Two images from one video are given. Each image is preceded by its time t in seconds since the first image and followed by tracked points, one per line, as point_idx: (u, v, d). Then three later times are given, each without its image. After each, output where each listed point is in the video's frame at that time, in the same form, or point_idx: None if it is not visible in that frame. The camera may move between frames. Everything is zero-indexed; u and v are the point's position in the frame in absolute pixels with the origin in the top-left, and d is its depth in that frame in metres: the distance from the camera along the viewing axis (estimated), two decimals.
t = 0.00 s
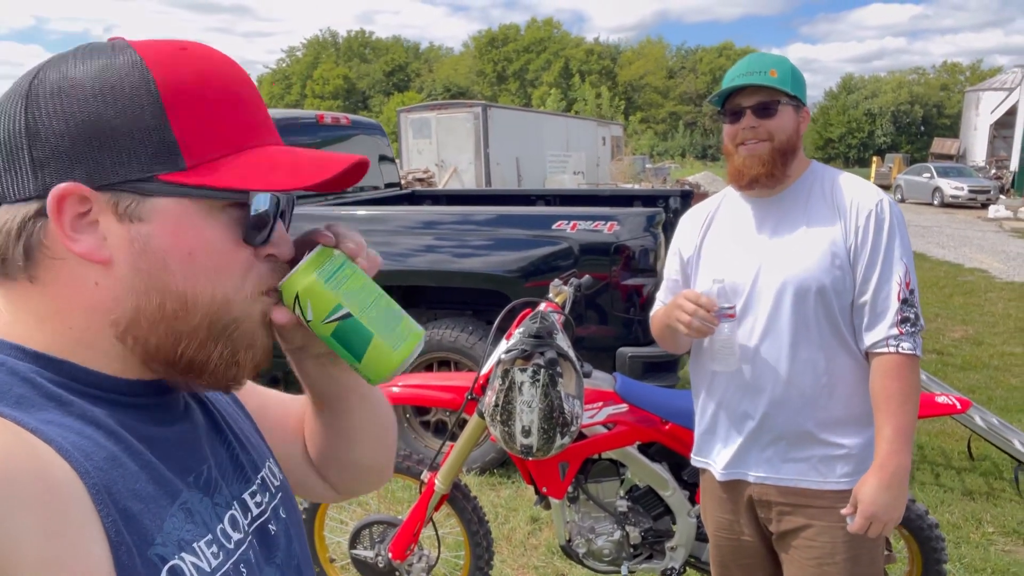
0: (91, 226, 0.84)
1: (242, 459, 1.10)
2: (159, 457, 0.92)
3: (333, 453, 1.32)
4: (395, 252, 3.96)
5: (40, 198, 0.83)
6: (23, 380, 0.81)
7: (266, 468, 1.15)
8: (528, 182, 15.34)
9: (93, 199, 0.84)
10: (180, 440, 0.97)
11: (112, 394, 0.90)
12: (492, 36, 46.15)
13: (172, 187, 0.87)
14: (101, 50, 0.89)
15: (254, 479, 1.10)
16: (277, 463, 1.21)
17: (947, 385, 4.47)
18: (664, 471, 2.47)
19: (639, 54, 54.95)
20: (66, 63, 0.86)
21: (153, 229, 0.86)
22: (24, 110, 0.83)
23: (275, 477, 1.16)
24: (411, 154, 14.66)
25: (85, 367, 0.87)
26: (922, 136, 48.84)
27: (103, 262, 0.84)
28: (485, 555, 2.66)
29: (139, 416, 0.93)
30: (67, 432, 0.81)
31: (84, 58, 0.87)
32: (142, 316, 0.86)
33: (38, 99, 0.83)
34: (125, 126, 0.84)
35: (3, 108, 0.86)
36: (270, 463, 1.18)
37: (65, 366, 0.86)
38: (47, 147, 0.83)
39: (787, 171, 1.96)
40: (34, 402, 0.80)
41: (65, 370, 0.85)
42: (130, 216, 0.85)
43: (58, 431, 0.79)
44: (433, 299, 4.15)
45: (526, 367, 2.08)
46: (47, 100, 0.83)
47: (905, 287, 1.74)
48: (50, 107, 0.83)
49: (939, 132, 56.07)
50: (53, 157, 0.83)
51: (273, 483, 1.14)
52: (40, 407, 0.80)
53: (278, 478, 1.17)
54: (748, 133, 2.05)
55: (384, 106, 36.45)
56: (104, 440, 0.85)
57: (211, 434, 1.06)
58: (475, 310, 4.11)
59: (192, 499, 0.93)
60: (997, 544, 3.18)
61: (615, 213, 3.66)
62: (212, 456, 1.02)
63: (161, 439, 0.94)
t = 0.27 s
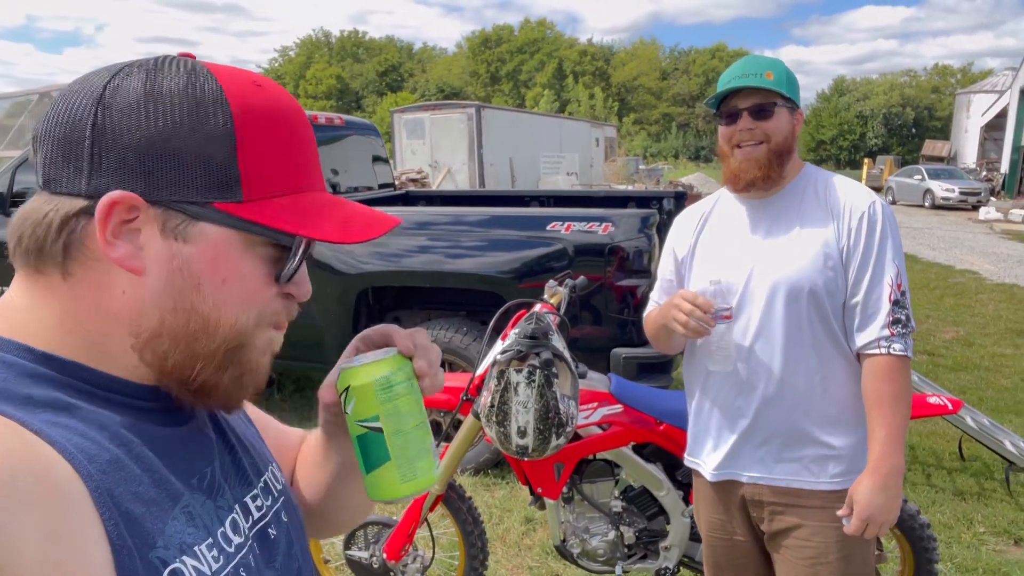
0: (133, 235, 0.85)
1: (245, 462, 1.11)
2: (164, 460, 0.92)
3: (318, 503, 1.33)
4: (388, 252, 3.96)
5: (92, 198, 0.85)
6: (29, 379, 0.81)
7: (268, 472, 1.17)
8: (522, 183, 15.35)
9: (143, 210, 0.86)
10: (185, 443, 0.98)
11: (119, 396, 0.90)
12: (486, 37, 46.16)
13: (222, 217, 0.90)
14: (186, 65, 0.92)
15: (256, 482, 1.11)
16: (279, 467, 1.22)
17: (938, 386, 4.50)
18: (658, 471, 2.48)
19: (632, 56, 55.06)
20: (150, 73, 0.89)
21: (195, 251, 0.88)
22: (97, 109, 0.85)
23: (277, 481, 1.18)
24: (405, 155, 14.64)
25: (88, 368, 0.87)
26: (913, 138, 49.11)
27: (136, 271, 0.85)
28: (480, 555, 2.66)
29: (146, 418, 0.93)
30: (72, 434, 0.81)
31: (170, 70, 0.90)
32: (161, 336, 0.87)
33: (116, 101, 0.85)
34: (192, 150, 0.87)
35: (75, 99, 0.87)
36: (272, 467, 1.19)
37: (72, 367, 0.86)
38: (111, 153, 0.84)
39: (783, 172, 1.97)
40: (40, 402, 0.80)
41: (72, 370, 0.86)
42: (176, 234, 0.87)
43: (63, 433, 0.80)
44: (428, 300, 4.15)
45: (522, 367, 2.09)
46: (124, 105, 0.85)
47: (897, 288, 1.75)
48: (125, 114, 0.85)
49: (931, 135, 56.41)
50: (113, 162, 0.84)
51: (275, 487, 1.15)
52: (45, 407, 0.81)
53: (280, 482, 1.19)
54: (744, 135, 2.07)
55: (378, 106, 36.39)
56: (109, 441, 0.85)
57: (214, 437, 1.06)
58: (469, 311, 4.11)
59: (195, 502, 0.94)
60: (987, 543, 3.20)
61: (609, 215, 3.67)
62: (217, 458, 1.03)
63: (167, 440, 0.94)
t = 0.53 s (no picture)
0: (189, 247, 0.91)
1: (248, 468, 1.12)
2: (175, 466, 0.93)
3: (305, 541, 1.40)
4: (383, 253, 3.96)
5: (145, 217, 0.88)
6: (44, 386, 0.82)
7: (271, 478, 1.19)
8: (516, 184, 15.37)
9: (198, 222, 0.91)
10: (193, 448, 0.99)
11: (129, 400, 0.91)
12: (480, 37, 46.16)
13: (272, 224, 0.98)
14: (205, 77, 0.96)
15: (259, 488, 1.13)
16: (282, 474, 1.24)
17: (930, 387, 4.53)
18: (652, 472, 2.49)
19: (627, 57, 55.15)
20: (183, 86, 0.92)
21: (247, 257, 0.96)
22: (145, 128, 0.88)
23: (279, 488, 1.20)
24: (399, 155, 14.62)
25: (108, 373, 0.89)
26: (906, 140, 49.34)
27: (194, 282, 0.92)
28: (475, 556, 2.67)
29: (154, 423, 0.94)
30: (84, 439, 0.82)
31: (199, 83, 0.94)
32: (219, 338, 0.94)
33: (164, 120, 0.89)
34: (243, 163, 0.94)
35: (107, 115, 0.88)
36: (274, 474, 1.21)
37: (83, 371, 0.87)
38: (167, 172, 0.88)
39: (786, 175, 1.99)
40: (52, 408, 0.81)
41: (91, 376, 0.87)
42: (229, 242, 0.94)
43: (75, 438, 0.80)
44: (423, 301, 4.16)
45: (518, 369, 2.10)
46: (173, 124, 0.89)
47: (888, 291, 1.77)
48: (173, 133, 0.89)
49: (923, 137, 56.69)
50: (172, 181, 0.89)
51: (277, 494, 1.18)
52: (58, 413, 0.81)
53: (282, 489, 1.21)
54: (749, 136, 2.06)
55: (372, 106, 36.34)
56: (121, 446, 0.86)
57: (220, 442, 1.08)
58: (464, 312, 4.12)
59: (204, 507, 0.95)
60: (978, 544, 3.23)
61: (604, 216, 3.68)
62: (224, 463, 1.05)
63: (176, 446, 0.95)
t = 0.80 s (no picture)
0: (210, 237, 0.94)
1: (249, 465, 1.13)
2: (184, 461, 0.94)
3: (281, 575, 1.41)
4: (379, 253, 3.96)
5: (171, 204, 0.91)
6: (53, 380, 0.82)
7: (270, 477, 1.20)
8: (513, 184, 15.37)
9: (218, 211, 0.95)
10: (198, 444, 0.99)
11: (137, 394, 0.91)
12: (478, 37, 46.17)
13: (279, 213, 1.03)
14: (207, 72, 0.99)
15: (260, 485, 1.14)
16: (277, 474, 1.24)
17: (925, 388, 4.55)
18: (647, 472, 2.50)
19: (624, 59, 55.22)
20: (193, 80, 0.96)
21: (259, 244, 1.00)
22: (167, 119, 0.90)
23: (278, 486, 1.21)
24: (396, 155, 14.61)
25: (118, 366, 0.89)
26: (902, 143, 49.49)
27: (214, 268, 0.95)
28: (469, 556, 2.67)
29: (161, 418, 0.94)
30: (94, 434, 0.82)
31: (206, 78, 0.98)
32: (234, 323, 0.98)
33: (185, 113, 0.92)
34: (256, 154, 0.98)
35: (128, 108, 0.89)
36: (273, 473, 1.22)
37: (92, 366, 0.87)
38: (193, 163, 0.92)
39: (779, 176, 2.00)
40: (61, 403, 0.81)
41: (101, 370, 0.87)
42: (243, 230, 0.98)
43: (85, 434, 0.80)
44: (419, 301, 4.16)
45: (513, 369, 2.10)
46: (192, 115, 0.92)
47: (879, 291, 1.77)
48: (196, 127, 0.92)
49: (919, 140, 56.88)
50: (198, 171, 0.92)
51: (276, 492, 1.18)
52: (67, 408, 0.82)
53: (280, 487, 1.22)
54: (744, 137, 2.07)
55: (369, 106, 36.33)
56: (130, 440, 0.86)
57: (222, 438, 1.09)
58: (460, 312, 4.12)
59: (211, 501, 0.96)
60: (972, 545, 3.25)
61: (600, 217, 3.69)
62: (225, 458, 1.06)
63: (183, 440, 0.96)
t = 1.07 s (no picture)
0: (203, 238, 0.94)
1: (236, 468, 1.13)
2: (173, 464, 0.93)
3: None
4: (376, 254, 3.95)
5: (166, 205, 0.90)
6: (42, 383, 0.81)
7: (257, 481, 1.19)
8: (511, 185, 15.37)
9: (211, 212, 0.95)
10: (188, 447, 0.98)
11: (126, 396, 0.90)
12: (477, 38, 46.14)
13: (266, 214, 1.03)
14: (195, 77, 0.99)
15: (248, 488, 1.13)
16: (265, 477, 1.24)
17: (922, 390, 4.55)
18: (643, 475, 2.49)
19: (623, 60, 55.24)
20: (183, 85, 0.95)
21: (250, 244, 1.01)
22: (161, 122, 0.90)
23: (265, 490, 1.20)
24: (395, 156, 14.59)
25: (107, 369, 0.88)
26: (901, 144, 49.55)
27: (207, 267, 0.94)
28: (465, 558, 2.67)
29: (151, 420, 0.93)
30: (84, 437, 0.81)
31: (195, 83, 0.98)
32: (225, 323, 0.98)
33: (177, 116, 0.91)
34: (247, 156, 0.99)
35: (121, 111, 0.89)
36: (259, 477, 1.21)
37: (82, 369, 0.86)
38: (188, 165, 0.92)
39: (773, 180, 2.00)
40: (51, 406, 0.80)
41: (89, 373, 0.86)
42: (235, 231, 0.98)
43: (75, 436, 0.80)
44: (416, 302, 4.15)
45: (508, 371, 2.10)
46: (185, 118, 0.92)
47: (879, 295, 1.78)
48: (190, 129, 0.92)
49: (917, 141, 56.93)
50: (193, 173, 0.92)
51: (264, 495, 1.18)
52: (57, 411, 0.81)
53: (268, 491, 1.21)
54: (737, 142, 2.04)
55: (369, 106, 36.28)
56: (121, 443, 0.85)
57: (209, 442, 1.08)
58: (457, 313, 4.12)
59: (201, 505, 0.95)
60: (968, 548, 3.24)
61: (598, 218, 3.68)
62: (213, 461, 1.05)
63: (173, 442, 0.95)
